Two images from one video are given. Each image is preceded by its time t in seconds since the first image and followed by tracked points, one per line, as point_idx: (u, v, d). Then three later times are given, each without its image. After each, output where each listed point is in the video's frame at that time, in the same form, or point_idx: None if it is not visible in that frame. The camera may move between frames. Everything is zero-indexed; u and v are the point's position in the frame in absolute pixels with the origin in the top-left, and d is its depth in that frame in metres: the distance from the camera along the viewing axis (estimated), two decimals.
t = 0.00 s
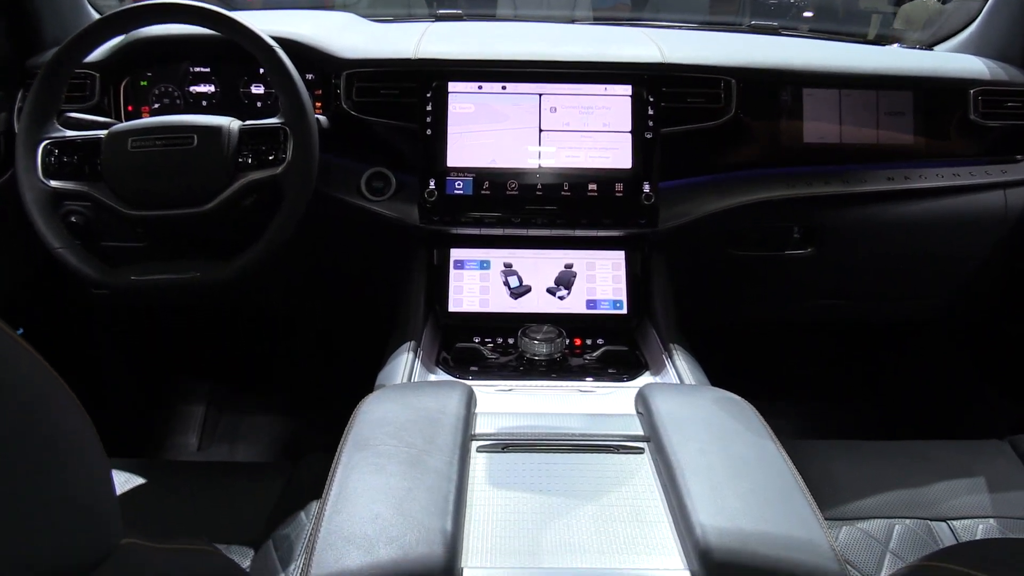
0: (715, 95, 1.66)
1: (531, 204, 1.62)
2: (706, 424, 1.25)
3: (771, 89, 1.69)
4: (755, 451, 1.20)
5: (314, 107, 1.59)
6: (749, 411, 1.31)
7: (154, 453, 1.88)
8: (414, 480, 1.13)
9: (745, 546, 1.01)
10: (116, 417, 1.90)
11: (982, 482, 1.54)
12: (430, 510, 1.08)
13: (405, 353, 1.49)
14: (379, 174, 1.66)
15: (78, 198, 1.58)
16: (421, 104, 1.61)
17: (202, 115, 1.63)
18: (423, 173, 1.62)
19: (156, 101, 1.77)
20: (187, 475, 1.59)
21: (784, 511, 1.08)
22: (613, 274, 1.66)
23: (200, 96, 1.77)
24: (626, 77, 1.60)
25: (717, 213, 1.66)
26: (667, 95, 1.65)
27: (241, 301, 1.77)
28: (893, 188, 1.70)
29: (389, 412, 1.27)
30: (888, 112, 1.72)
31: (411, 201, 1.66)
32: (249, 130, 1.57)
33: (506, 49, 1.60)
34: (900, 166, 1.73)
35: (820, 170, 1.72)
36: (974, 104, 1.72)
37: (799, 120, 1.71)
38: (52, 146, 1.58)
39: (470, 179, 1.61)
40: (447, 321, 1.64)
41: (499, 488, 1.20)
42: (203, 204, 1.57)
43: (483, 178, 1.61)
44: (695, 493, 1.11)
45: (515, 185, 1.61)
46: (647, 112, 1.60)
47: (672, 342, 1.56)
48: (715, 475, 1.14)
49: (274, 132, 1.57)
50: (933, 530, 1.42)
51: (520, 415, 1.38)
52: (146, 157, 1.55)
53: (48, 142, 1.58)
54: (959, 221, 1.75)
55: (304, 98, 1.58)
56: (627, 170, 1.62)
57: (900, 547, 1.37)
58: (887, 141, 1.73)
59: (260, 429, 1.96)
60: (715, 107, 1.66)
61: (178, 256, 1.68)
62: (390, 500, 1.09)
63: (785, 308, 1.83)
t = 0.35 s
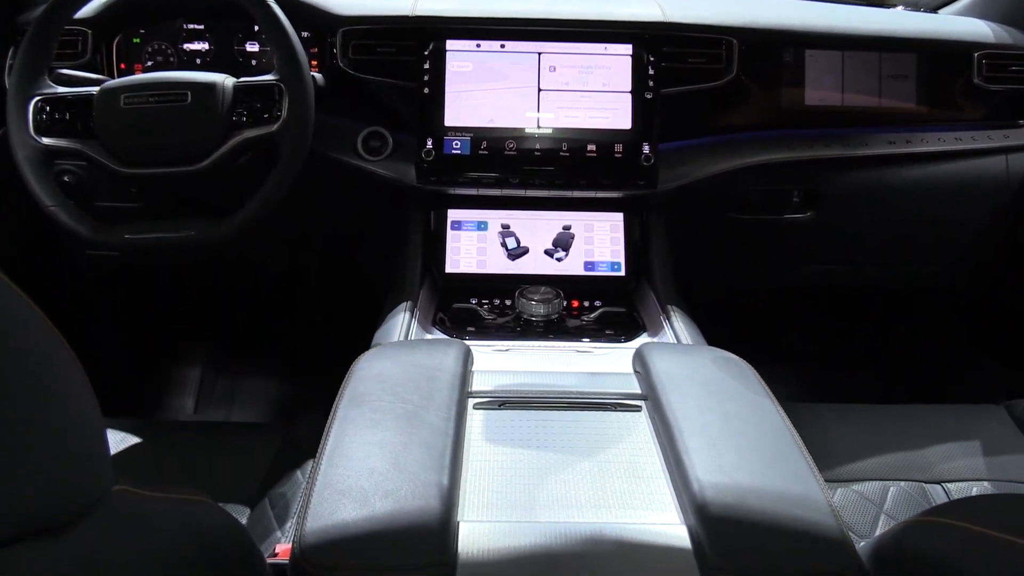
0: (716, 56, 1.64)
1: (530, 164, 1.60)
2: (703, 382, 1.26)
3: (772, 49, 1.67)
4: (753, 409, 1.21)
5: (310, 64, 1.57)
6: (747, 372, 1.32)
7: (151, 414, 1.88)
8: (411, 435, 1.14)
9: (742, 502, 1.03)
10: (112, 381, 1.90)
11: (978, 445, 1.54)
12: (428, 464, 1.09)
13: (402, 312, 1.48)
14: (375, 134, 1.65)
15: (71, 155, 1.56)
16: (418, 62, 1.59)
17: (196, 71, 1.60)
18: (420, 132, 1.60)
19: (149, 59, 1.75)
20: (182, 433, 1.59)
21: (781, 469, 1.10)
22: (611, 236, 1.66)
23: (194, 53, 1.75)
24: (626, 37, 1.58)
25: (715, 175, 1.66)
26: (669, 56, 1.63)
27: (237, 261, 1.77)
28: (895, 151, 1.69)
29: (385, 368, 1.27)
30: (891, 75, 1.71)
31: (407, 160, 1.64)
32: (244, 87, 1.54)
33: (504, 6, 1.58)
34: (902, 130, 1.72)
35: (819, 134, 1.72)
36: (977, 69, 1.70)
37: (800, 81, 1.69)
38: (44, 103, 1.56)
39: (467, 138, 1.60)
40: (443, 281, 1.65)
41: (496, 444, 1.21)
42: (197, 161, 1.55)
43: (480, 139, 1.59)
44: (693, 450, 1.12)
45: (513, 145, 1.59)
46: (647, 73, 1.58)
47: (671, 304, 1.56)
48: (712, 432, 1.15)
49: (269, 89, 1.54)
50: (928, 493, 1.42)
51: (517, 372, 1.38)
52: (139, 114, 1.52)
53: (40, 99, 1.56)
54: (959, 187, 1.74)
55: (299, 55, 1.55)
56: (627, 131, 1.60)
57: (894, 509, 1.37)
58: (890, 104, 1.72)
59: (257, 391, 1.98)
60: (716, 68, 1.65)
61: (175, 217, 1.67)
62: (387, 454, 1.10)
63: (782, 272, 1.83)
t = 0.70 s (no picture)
0: (716, 11, 1.70)
1: (528, 121, 1.60)
2: (700, 337, 1.25)
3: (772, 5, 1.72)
4: (750, 363, 1.21)
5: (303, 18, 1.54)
6: (743, 326, 1.31)
7: (145, 374, 1.88)
8: (405, 389, 1.13)
9: (738, 454, 1.03)
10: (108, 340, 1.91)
11: (974, 405, 1.54)
12: (423, 417, 1.09)
13: (397, 271, 1.48)
14: (370, 91, 1.65)
15: (60, 111, 1.53)
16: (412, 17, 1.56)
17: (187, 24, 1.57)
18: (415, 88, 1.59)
19: (139, 14, 1.71)
20: (177, 391, 1.58)
21: (777, 423, 1.11)
22: (608, 194, 1.67)
23: (184, 9, 1.70)
24: None
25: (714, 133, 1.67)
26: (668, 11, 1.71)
27: (231, 221, 1.75)
28: (896, 110, 1.70)
29: (379, 322, 1.26)
30: (892, 32, 1.73)
31: (400, 116, 1.65)
32: (236, 41, 1.52)
33: None
34: (903, 90, 1.72)
35: (817, 93, 1.71)
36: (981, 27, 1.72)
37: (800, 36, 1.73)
38: (32, 58, 1.53)
39: (463, 95, 1.59)
40: (439, 239, 1.64)
41: (491, 398, 1.20)
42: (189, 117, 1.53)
43: (477, 96, 1.59)
44: (689, 404, 1.13)
45: (510, 102, 1.59)
46: (646, 29, 1.56)
47: (669, 263, 1.56)
48: (709, 387, 1.15)
49: (261, 43, 1.52)
50: (923, 452, 1.42)
51: (512, 328, 1.37)
52: (129, 69, 1.50)
53: (28, 54, 1.53)
54: (958, 147, 1.74)
55: (292, 8, 1.52)
56: (625, 89, 1.60)
57: (889, 467, 1.37)
58: (892, 61, 1.74)
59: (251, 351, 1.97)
60: (716, 23, 1.71)
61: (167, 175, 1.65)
62: (381, 407, 1.10)
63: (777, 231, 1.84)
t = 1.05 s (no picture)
0: None
1: (527, 85, 1.63)
2: (701, 299, 1.25)
3: None
4: (750, 325, 1.21)
5: None
6: (742, 289, 1.30)
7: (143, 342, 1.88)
8: (403, 350, 1.12)
9: (736, 415, 1.04)
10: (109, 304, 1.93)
11: (972, 373, 1.54)
12: (420, 377, 1.08)
13: (395, 235, 1.48)
14: (367, 55, 1.72)
15: (52, 74, 1.52)
16: None
17: None
18: (412, 51, 1.63)
19: None
20: (171, 356, 1.57)
21: (776, 383, 1.11)
22: (608, 160, 1.71)
23: None
24: None
25: (717, 98, 1.69)
26: None
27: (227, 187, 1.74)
28: (899, 78, 1.69)
29: (375, 284, 1.25)
30: None
31: (400, 81, 1.71)
32: (230, 3, 1.49)
33: None
34: (908, 57, 1.71)
35: (819, 59, 1.71)
36: None
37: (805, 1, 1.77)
38: (24, 21, 1.51)
39: (461, 59, 1.63)
40: (435, 204, 1.70)
41: (489, 360, 1.20)
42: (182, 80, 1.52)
43: (474, 60, 1.62)
44: (689, 366, 1.12)
45: (508, 67, 1.62)
46: None
47: (668, 229, 1.61)
48: (709, 348, 1.15)
49: (257, 4, 1.49)
50: (921, 419, 1.41)
51: (511, 292, 1.36)
52: (121, 32, 1.48)
53: (20, 16, 1.51)
54: (960, 115, 1.74)
55: None
56: (625, 54, 1.62)
57: (887, 433, 1.37)
58: (895, 29, 1.78)
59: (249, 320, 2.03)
60: None
61: (161, 141, 1.63)
62: (377, 367, 1.09)
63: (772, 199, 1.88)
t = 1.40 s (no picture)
0: None
1: (521, 37, 1.67)
2: (699, 247, 1.23)
3: None
4: (748, 274, 1.19)
5: None
6: (741, 239, 1.29)
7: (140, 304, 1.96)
8: (395, 301, 1.11)
9: (733, 361, 1.03)
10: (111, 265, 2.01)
11: (971, 325, 1.52)
12: (413, 328, 1.07)
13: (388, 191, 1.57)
14: (356, 8, 1.70)
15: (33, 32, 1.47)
16: None
17: None
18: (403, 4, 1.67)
19: None
20: (160, 317, 1.56)
21: (774, 329, 1.10)
22: (602, 114, 1.78)
23: None
24: None
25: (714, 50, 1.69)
26: None
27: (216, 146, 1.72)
28: (898, 27, 1.68)
29: (367, 238, 1.24)
30: None
31: (389, 35, 1.71)
32: None
33: None
34: (906, 5, 1.71)
35: (819, 9, 1.70)
36: None
37: None
38: None
39: (452, 11, 1.67)
40: (429, 159, 1.78)
41: (483, 311, 1.18)
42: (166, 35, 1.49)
43: (466, 13, 1.66)
44: (685, 314, 1.11)
45: (500, 19, 1.66)
46: None
47: (662, 182, 1.69)
48: (706, 296, 1.14)
49: None
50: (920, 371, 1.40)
51: (504, 244, 1.34)
52: None
53: None
54: (958, 65, 1.74)
55: None
56: (619, 5, 1.67)
57: (885, 385, 1.36)
58: None
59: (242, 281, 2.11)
60: None
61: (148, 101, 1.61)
62: (369, 319, 1.08)
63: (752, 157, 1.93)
